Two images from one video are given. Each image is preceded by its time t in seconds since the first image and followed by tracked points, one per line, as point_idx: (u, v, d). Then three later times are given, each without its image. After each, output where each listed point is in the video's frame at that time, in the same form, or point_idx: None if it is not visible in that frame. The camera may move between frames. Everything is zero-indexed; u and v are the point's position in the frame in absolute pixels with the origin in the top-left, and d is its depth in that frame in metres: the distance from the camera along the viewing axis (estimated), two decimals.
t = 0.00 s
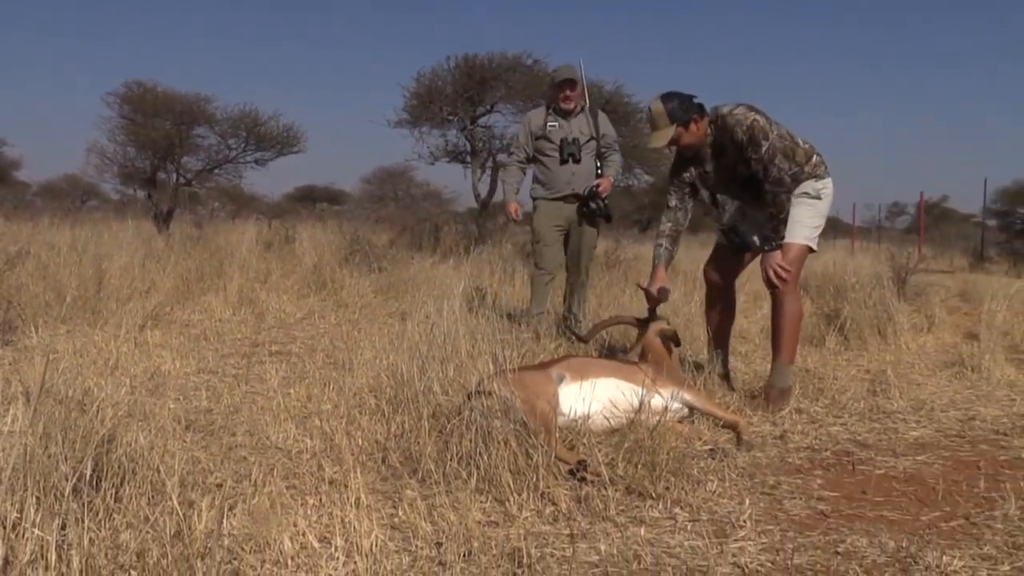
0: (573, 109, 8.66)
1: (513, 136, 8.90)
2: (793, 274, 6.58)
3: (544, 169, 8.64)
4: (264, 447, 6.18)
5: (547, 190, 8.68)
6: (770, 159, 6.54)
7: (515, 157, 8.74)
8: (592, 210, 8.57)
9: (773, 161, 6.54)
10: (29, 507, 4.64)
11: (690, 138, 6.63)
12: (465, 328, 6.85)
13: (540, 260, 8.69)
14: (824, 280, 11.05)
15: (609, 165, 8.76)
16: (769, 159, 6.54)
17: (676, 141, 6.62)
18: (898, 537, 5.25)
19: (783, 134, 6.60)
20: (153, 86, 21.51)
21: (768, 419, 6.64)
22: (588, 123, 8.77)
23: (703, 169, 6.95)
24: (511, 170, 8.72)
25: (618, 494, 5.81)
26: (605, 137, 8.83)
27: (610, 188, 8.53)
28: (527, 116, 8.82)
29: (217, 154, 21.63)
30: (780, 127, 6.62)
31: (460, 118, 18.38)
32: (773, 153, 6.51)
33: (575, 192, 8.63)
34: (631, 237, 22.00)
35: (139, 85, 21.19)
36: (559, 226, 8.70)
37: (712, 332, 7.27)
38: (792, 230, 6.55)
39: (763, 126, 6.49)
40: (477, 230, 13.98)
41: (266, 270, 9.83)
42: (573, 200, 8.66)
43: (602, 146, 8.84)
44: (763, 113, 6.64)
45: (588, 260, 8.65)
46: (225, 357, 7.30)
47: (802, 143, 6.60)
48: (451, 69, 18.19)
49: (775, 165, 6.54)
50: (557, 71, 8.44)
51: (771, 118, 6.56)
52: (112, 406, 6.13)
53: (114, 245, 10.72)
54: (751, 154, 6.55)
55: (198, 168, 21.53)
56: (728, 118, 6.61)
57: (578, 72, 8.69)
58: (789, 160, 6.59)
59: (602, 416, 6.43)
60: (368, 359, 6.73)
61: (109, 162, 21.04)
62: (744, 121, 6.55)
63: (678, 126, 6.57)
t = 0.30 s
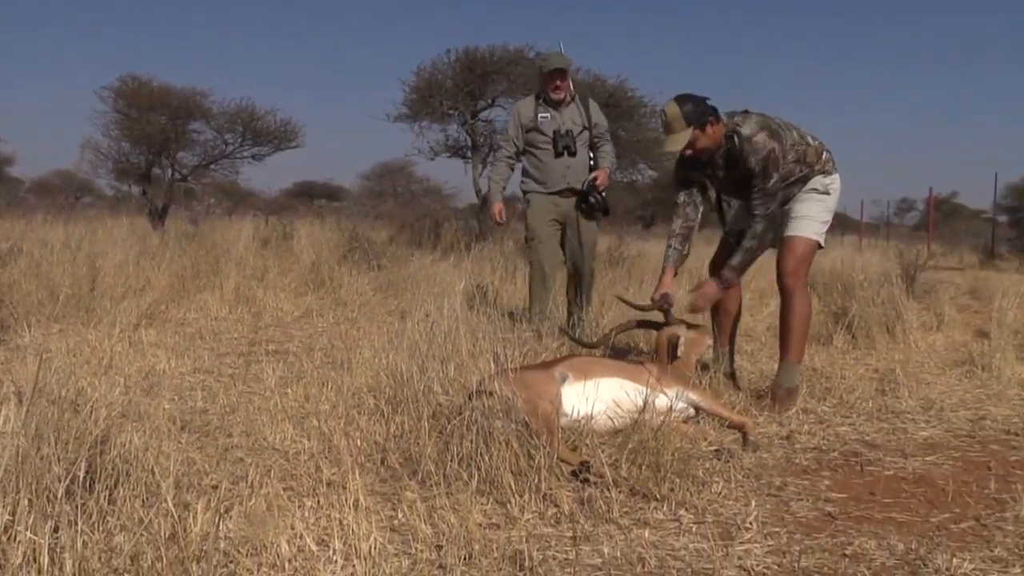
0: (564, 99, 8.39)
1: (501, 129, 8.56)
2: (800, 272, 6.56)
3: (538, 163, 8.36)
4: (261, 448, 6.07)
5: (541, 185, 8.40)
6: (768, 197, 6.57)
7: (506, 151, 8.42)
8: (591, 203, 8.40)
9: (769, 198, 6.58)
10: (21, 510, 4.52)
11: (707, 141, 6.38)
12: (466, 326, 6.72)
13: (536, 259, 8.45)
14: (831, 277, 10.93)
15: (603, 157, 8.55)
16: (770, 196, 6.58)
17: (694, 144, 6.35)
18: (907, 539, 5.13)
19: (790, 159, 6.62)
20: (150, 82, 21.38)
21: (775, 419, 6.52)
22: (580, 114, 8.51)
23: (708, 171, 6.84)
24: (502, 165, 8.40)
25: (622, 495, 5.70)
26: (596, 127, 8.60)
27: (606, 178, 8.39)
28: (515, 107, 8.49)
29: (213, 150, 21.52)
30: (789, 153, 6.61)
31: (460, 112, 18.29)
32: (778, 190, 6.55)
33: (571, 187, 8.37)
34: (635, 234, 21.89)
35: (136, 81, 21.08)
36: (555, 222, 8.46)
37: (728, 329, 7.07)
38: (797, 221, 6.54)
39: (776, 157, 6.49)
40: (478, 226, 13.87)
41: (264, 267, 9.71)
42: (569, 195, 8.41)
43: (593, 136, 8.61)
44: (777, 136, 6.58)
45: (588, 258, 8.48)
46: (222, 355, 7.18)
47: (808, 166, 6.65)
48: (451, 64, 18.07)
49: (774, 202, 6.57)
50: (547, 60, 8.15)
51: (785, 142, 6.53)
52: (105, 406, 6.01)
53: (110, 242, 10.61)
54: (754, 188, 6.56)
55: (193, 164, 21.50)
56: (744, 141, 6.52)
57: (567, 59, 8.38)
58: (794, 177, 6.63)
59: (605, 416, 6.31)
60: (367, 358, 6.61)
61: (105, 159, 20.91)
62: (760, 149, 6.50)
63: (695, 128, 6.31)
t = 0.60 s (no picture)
0: (561, 82, 7.90)
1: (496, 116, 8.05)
2: (818, 270, 6.11)
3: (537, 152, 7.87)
4: (250, 458, 5.72)
5: (541, 176, 7.91)
6: (769, 213, 6.02)
7: (502, 139, 7.91)
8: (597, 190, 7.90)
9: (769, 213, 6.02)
10: None
11: (728, 140, 5.82)
12: (468, 328, 6.35)
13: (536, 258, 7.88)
14: (851, 276, 10.52)
15: (606, 141, 8.04)
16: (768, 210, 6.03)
17: (713, 143, 5.81)
18: (936, 556, 4.77)
19: (802, 169, 6.10)
20: (131, 69, 19.51)
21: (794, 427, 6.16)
22: (580, 97, 7.99)
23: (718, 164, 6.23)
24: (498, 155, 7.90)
25: (632, 508, 5.35)
26: (598, 110, 8.06)
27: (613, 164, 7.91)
28: (509, 92, 7.97)
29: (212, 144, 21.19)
30: (804, 163, 6.07)
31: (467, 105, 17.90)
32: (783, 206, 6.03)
33: (573, 178, 7.88)
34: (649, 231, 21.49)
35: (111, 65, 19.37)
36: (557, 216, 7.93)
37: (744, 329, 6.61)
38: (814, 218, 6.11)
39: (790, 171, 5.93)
40: (486, 222, 13.50)
41: (261, 266, 9.36)
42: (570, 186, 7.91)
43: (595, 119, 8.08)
44: (797, 145, 6.01)
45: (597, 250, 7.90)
46: (211, 358, 6.82)
47: (819, 177, 6.14)
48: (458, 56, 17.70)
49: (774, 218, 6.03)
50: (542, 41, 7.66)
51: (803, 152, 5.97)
52: (85, 414, 5.67)
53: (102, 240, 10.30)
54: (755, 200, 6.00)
55: (178, 157, 19.40)
56: (758, 148, 5.93)
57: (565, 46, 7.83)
58: (802, 182, 6.17)
59: (614, 424, 5.93)
60: (362, 362, 6.24)
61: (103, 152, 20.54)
62: (774, 160, 5.92)
63: (715, 126, 5.77)
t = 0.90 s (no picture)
0: (576, 58, 6.81)
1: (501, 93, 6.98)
2: (858, 272, 5.34)
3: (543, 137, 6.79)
4: (219, 481, 5.06)
5: (548, 164, 6.83)
6: (806, 200, 5.26)
7: (506, 121, 6.83)
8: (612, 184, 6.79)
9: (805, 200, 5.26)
10: None
11: (746, 122, 5.17)
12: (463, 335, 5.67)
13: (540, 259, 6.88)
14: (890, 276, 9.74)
15: (626, 126, 6.93)
16: (803, 197, 5.28)
17: (729, 127, 5.17)
18: None
19: (836, 151, 5.35)
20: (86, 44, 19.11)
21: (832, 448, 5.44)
22: (597, 74, 6.87)
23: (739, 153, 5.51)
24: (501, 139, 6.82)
25: (648, 538, 4.67)
26: (619, 91, 6.95)
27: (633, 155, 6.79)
28: (516, 67, 6.90)
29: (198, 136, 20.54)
30: (838, 145, 5.33)
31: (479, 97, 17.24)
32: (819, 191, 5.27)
33: (584, 167, 6.79)
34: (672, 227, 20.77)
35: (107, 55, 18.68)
36: (566, 211, 6.86)
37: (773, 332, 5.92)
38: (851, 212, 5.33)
39: (821, 152, 5.18)
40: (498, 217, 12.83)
41: (249, 264, 8.70)
42: (582, 177, 6.82)
43: (615, 101, 6.97)
44: (828, 123, 5.28)
45: (611, 252, 6.84)
46: (182, 366, 6.16)
47: (857, 161, 5.38)
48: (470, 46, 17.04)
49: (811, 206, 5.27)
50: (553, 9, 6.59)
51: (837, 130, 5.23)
52: (33, 434, 5.06)
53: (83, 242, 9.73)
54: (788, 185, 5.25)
55: (137, 143, 19.04)
56: (784, 128, 5.21)
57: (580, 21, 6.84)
58: (839, 168, 5.39)
59: (629, 443, 5.26)
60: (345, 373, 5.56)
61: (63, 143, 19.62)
62: (803, 140, 5.20)
63: (731, 108, 5.11)
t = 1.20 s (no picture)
0: (612, 9, 5.03)
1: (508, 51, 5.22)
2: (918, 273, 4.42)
3: (560, 107, 5.06)
4: (154, 522, 4.12)
5: (566, 142, 5.04)
6: (851, 182, 4.22)
7: (513, 87, 5.12)
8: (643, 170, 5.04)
9: (852, 184, 4.23)
10: None
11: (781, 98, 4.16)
12: (447, 347, 4.76)
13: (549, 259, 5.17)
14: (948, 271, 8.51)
15: (668, 100, 5.12)
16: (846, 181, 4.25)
17: (760, 104, 4.18)
18: None
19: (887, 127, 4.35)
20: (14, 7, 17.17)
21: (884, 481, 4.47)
22: (634, 30, 5.10)
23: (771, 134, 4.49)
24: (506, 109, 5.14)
25: None
26: (660, 55, 5.15)
27: (668, 133, 5.00)
28: (529, 17, 5.14)
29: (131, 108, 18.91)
30: (889, 119, 4.32)
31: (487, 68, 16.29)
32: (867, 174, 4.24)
33: (612, 145, 5.01)
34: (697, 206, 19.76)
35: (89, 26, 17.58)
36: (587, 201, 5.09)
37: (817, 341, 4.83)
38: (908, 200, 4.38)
39: (872, 124, 4.17)
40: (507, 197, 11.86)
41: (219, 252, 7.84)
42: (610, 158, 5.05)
43: (655, 67, 5.18)
44: (878, 92, 4.26)
45: (642, 260, 5.10)
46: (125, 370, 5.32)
47: (913, 138, 4.42)
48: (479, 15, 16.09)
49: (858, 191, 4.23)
50: None
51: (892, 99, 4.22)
52: None
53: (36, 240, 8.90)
54: (829, 166, 4.23)
55: (59, 118, 17.55)
56: (824, 99, 4.19)
57: None
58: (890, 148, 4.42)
59: (642, 477, 4.36)
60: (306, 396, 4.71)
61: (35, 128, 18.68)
62: (848, 112, 4.17)
63: (762, 82, 4.10)
